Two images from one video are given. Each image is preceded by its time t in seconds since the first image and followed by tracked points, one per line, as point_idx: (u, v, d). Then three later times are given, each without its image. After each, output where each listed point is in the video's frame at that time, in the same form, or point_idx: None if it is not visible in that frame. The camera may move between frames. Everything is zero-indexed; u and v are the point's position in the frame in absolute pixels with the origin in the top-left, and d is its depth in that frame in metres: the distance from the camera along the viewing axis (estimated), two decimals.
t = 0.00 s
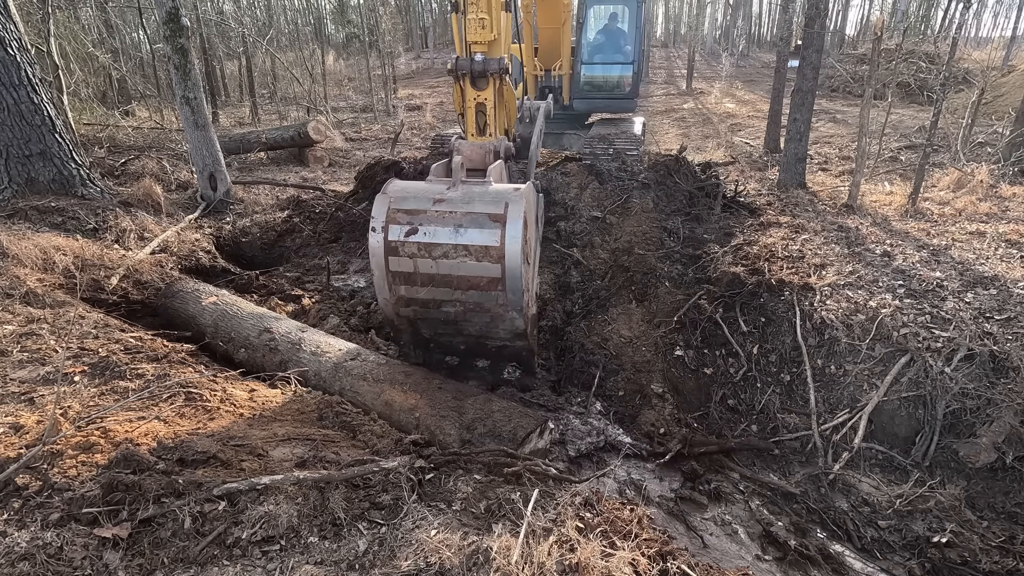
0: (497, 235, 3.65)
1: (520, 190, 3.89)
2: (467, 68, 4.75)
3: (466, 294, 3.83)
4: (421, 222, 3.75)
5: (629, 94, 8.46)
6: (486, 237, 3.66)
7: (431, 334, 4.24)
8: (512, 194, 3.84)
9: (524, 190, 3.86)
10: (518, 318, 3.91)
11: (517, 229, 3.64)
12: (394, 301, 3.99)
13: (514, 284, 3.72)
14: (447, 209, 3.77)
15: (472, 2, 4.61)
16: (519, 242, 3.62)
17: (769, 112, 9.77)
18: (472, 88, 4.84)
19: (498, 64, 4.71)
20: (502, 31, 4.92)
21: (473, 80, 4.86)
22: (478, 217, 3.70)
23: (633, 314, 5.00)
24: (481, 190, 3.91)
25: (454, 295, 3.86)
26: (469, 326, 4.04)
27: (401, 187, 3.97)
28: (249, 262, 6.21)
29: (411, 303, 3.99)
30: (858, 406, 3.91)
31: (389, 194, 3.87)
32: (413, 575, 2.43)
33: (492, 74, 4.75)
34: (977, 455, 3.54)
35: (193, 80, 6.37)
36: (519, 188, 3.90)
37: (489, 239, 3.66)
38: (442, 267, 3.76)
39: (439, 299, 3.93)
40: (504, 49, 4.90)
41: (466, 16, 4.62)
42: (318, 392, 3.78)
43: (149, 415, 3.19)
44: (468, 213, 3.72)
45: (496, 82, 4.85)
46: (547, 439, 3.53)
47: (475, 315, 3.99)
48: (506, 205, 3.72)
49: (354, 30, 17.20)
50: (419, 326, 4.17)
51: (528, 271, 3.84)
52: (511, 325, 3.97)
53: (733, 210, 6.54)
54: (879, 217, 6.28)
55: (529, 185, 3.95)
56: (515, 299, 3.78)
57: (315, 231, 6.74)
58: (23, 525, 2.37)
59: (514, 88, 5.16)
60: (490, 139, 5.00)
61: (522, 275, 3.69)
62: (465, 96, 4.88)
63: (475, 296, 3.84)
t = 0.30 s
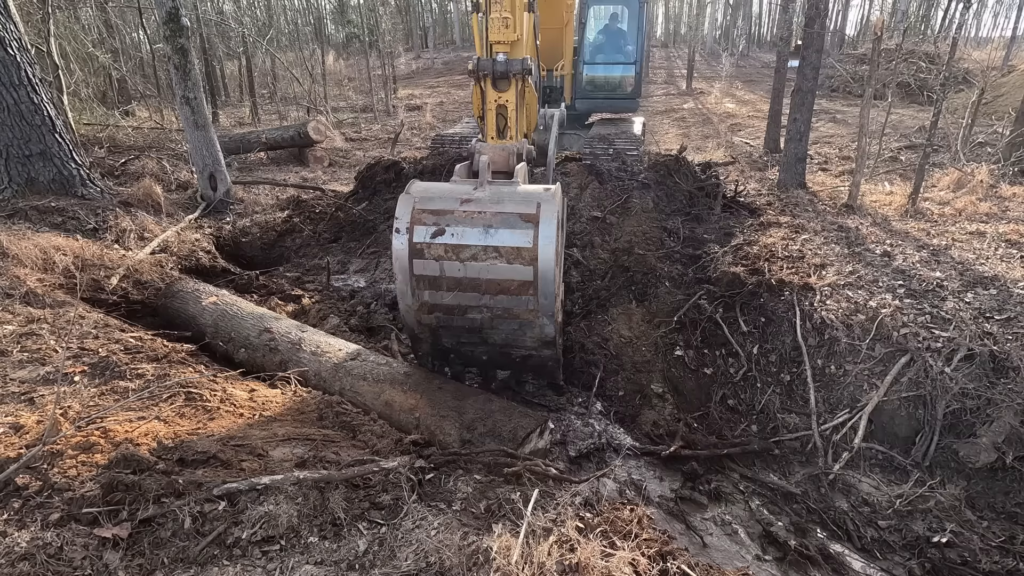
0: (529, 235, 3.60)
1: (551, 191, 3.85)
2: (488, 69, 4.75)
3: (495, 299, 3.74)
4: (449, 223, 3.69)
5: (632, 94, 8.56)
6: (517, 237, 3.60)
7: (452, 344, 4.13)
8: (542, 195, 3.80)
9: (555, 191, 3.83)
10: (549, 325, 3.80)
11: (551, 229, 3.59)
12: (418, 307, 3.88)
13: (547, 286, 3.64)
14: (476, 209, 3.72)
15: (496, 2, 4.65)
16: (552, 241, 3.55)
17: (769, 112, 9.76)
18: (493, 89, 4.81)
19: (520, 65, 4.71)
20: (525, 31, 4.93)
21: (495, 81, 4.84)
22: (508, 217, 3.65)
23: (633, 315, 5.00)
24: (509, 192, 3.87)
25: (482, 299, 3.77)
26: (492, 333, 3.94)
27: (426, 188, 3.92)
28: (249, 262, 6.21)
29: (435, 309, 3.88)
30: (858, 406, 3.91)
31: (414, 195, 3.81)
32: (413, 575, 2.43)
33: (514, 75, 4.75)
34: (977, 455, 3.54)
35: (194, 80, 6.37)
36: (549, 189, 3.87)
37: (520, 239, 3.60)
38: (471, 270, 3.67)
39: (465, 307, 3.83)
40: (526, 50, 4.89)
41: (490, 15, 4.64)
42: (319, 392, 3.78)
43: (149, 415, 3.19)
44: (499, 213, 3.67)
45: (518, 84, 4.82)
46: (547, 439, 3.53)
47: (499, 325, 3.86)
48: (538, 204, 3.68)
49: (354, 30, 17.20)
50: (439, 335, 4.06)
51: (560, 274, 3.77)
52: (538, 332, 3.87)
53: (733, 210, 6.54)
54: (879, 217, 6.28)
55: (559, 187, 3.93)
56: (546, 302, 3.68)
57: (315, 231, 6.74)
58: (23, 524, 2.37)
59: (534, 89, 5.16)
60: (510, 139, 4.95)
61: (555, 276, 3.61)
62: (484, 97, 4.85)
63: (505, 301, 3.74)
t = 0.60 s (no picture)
0: (560, 236, 3.49)
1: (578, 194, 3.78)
2: (507, 72, 4.78)
3: (521, 304, 3.60)
4: (474, 225, 3.57)
5: (634, 94, 8.55)
6: (546, 238, 3.49)
7: (473, 353, 4.00)
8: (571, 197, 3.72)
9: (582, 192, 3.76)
10: (577, 331, 3.67)
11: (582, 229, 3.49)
12: (438, 314, 3.72)
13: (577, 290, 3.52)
14: (503, 211, 3.62)
15: (515, 4, 4.66)
16: (583, 242, 3.44)
17: (769, 112, 9.76)
18: (511, 91, 4.83)
19: (539, 67, 4.75)
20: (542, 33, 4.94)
21: (512, 84, 4.85)
22: (536, 218, 3.55)
23: (633, 315, 5.01)
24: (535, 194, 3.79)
25: (507, 305, 3.63)
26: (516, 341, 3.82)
27: (448, 192, 3.82)
28: (248, 262, 6.22)
29: (457, 316, 3.73)
30: (858, 405, 3.90)
31: (435, 198, 3.71)
32: (413, 574, 2.43)
33: (533, 77, 4.79)
34: (977, 455, 3.54)
35: (194, 80, 6.37)
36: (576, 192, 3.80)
37: (549, 240, 3.49)
38: (496, 274, 3.55)
39: (489, 313, 3.69)
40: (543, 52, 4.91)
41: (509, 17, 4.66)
42: (319, 392, 3.78)
43: (149, 415, 3.19)
44: (526, 215, 3.57)
45: (536, 86, 4.85)
46: (547, 438, 3.53)
47: (524, 331, 3.75)
48: (567, 205, 3.60)
49: (354, 30, 17.18)
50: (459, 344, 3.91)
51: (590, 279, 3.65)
52: (563, 339, 3.75)
53: (733, 210, 6.54)
54: (879, 217, 6.28)
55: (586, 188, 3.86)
56: (575, 307, 3.56)
57: (315, 231, 6.74)
58: (23, 524, 2.37)
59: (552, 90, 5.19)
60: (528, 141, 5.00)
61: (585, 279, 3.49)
62: (502, 99, 4.86)
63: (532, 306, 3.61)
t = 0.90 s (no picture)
0: (567, 220, 3.47)
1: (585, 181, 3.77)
2: (509, 62, 4.72)
3: (527, 294, 3.54)
4: (477, 210, 3.56)
5: (634, 95, 8.55)
6: (552, 224, 3.46)
7: (475, 351, 3.88)
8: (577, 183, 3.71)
9: (589, 179, 3.75)
10: (586, 324, 3.58)
11: (589, 214, 3.47)
12: (439, 305, 3.66)
13: (585, 278, 3.46)
14: (507, 196, 3.61)
15: None
16: (591, 227, 3.43)
17: (769, 112, 9.76)
18: (515, 83, 4.77)
19: (543, 57, 4.72)
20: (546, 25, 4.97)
21: (516, 75, 4.80)
22: (542, 204, 3.54)
23: (633, 315, 5.01)
24: (540, 181, 3.79)
25: (512, 295, 3.57)
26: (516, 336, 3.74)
27: (451, 179, 3.82)
28: (248, 261, 6.22)
29: (458, 308, 3.66)
30: (858, 405, 3.90)
31: (438, 185, 3.70)
32: (413, 575, 2.43)
33: (537, 67, 4.74)
34: (978, 455, 3.54)
35: (193, 79, 6.37)
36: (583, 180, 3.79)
37: (556, 226, 3.46)
38: (500, 261, 3.50)
39: (492, 305, 3.62)
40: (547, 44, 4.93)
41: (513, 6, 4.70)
42: (318, 392, 3.78)
43: (149, 415, 3.19)
44: (531, 200, 3.56)
45: (540, 77, 4.79)
46: (545, 439, 3.54)
47: (528, 326, 3.66)
48: (574, 191, 3.59)
49: (354, 30, 17.18)
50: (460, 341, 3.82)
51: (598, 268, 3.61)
52: (571, 334, 3.66)
53: (733, 210, 6.55)
54: (879, 217, 6.28)
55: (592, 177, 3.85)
56: (584, 297, 3.49)
57: (315, 231, 6.74)
58: (23, 524, 2.37)
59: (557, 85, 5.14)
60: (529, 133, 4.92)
61: (593, 266, 3.45)
62: (506, 91, 4.80)
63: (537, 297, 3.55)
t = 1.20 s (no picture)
0: (570, 179, 3.45)
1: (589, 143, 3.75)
2: (513, 33, 4.76)
3: (528, 259, 3.51)
4: (477, 170, 3.55)
5: (635, 95, 8.57)
6: (555, 184, 3.45)
7: (474, 322, 3.85)
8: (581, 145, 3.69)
9: (594, 141, 3.72)
10: (588, 291, 3.56)
11: (593, 173, 3.46)
12: (437, 272, 3.63)
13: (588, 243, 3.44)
14: (508, 156, 3.60)
15: None
16: (595, 187, 3.41)
17: (769, 112, 9.76)
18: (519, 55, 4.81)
19: (547, 29, 4.74)
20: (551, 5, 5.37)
21: (520, 47, 4.83)
22: (545, 165, 3.53)
23: (633, 315, 5.01)
24: (542, 143, 3.77)
25: (512, 261, 3.54)
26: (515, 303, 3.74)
27: (452, 140, 3.82)
28: (248, 261, 6.22)
29: (457, 273, 3.64)
30: (858, 405, 3.90)
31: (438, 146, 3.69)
32: (413, 575, 2.44)
33: (541, 39, 4.78)
34: (977, 455, 3.54)
35: (193, 79, 6.37)
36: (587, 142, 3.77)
37: (559, 187, 3.44)
38: (500, 223, 3.48)
39: (493, 272, 3.59)
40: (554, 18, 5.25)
41: None
42: (319, 391, 3.78)
43: (149, 415, 3.19)
44: (533, 161, 3.55)
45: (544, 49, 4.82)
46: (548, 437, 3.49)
47: (528, 294, 3.63)
48: (578, 152, 3.57)
49: (354, 30, 17.17)
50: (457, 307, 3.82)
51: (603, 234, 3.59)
52: (573, 303, 3.63)
53: (733, 211, 6.55)
54: (879, 217, 6.28)
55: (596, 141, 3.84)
56: (587, 263, 3.46)
57: (315, 231, 6.75)
58: (23, 524, 2.37)
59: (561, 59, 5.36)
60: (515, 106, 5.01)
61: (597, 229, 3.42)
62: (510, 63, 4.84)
63: (538, 262, 3.53)
